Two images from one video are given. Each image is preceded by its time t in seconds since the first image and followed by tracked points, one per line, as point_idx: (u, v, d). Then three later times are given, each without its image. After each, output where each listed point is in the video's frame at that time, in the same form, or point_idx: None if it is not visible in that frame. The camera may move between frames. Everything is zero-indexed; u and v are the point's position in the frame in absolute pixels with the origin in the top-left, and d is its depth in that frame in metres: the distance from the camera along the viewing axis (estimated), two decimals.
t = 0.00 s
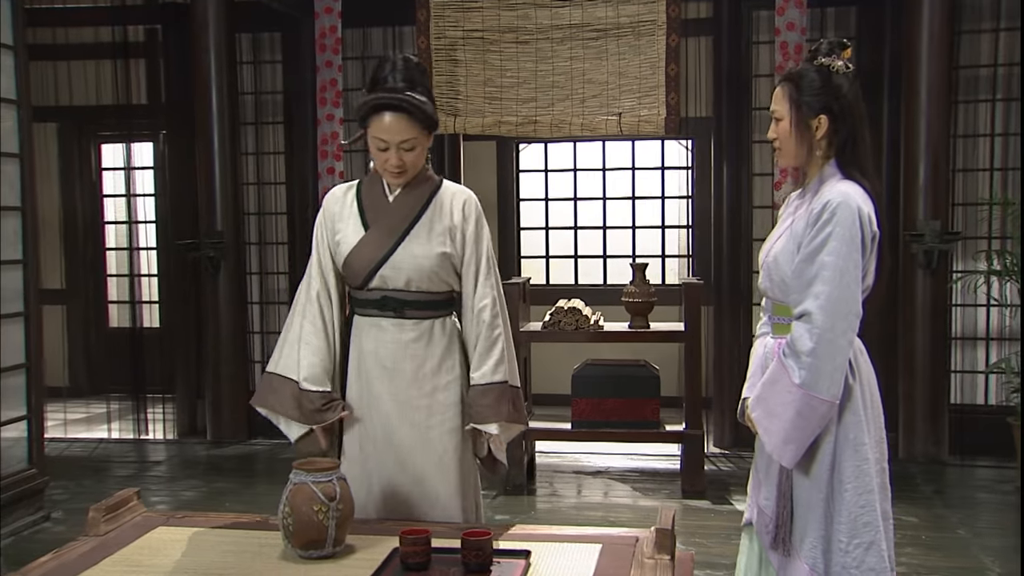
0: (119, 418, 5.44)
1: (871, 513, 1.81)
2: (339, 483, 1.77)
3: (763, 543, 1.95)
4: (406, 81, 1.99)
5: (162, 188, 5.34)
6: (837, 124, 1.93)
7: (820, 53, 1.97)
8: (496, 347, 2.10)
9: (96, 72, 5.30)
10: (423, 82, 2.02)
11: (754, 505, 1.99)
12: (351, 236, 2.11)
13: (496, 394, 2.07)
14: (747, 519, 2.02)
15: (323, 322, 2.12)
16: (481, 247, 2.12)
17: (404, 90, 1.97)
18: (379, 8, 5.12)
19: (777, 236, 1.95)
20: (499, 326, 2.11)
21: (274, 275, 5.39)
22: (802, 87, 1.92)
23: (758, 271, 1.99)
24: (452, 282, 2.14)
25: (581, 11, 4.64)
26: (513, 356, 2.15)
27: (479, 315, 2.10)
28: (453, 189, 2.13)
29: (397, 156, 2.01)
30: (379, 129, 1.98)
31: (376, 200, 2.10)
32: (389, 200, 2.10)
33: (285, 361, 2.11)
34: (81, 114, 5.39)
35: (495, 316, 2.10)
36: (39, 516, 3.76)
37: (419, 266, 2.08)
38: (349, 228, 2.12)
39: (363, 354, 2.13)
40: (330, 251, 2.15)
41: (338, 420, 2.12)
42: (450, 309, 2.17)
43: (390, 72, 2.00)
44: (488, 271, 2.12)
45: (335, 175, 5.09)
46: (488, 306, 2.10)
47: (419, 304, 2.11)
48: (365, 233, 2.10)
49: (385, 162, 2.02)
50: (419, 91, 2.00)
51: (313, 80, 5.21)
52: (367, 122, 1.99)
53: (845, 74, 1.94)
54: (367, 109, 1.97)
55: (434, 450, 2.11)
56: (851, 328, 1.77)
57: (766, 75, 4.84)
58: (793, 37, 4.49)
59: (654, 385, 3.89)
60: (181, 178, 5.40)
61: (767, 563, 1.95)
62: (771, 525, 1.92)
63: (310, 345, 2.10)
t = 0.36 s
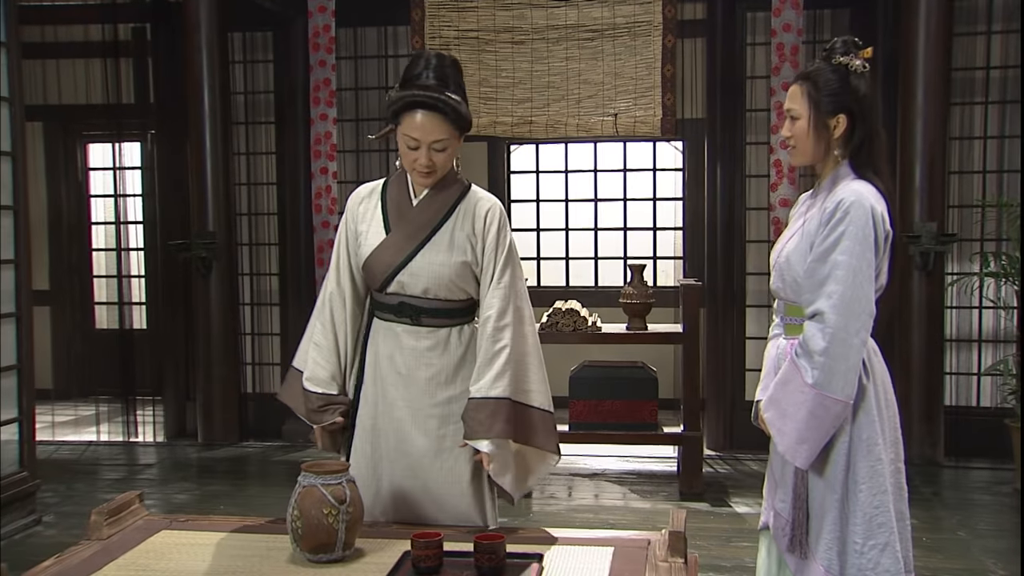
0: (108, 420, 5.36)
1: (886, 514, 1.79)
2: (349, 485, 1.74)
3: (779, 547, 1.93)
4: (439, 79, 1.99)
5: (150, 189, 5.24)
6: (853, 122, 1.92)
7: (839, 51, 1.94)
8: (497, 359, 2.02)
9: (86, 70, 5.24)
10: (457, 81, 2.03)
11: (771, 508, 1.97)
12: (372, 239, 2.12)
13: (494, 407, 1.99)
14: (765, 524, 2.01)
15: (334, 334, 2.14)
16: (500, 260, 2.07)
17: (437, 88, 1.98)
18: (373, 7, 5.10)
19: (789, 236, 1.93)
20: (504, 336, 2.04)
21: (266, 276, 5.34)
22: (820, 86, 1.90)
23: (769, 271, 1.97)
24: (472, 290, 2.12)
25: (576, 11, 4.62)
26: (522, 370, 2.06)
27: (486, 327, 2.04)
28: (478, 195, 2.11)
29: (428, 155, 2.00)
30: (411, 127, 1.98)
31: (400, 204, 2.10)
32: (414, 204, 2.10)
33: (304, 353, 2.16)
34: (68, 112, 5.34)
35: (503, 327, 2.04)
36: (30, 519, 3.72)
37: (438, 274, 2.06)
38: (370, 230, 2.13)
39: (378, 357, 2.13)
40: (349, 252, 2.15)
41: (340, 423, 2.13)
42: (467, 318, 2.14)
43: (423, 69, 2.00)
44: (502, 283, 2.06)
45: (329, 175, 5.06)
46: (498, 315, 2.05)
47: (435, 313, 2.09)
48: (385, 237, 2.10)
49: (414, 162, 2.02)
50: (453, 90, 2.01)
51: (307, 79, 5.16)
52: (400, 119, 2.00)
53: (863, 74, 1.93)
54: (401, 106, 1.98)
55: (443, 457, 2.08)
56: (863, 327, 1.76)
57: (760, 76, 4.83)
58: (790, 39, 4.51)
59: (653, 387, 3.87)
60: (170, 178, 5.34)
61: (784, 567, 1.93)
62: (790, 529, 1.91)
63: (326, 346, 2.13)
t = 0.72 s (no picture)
0: (94, 423, 5.30)
1: (900, 515, 1.80)
2: (353, 489, 1.71)
3: (789, 549, 1.93)
4: (440, 79, 1.96)
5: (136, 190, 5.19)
6: (864, 121, 1.92)
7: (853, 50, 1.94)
8: (496, 361, 1.99)
9: (72, 69, 5.18)
10: (458, 80, 1.99)
11: (778, 511, 1.97)
12: (370, 244, 2.08)
13: (493, 412, 1.96)
14: (769, 527, 2.01)
15: (341, 349, 2.09)
16: (498, 258, 2.04)
17: (439, 89, 1.94)
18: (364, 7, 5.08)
19: (800, 234, 1.95)
20: (502, 338, 2.01)
21: (255, 278, 5.30)
22: (832, 82, 1.90)
23: (777, 271, 1.99)
24: (471, 291, 2.08)
25: (569, 12, 4.61)
26: (522, 371, 2.04)
27: (484, 328, 2.01)
28: (476, 197, 2.08)
29: (428, 159, 1.97)
30: (412, 128, 1.95)
31: (397, 207, 2.07)
32: (412, 208, 2.06)
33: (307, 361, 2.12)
34: (53, 111, 5.28)
35: (502, 328, 2.01)
36: (18, 524, 3.67)
37: (439, 278, 2.03)
38: (368, 235, 2.09)
39: (379, 362, 2.10)
40: (348, 256, 2.11)
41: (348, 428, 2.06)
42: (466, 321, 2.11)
43: (425, 69, 1.97)
44: (499, 283, 2.03)
45: (320, 176, 5.02)
46: (497, 317, 2.02)
47: (437, 317, 2.07)
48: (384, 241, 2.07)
49: (414, 164, 1.98)
50: (454, 90, 1.97)
51: (297, 79, 5.12)
52: (400, 120, 1.96)
53: (876, 75, 1.93)
54: (400, 107, 1.94)
55: (447, 461, 2.06)
56: (876, 328, 1.77)
57: (752, 78, 4.84)
58: (782, 40, 4.51)
59: (647, 389, 3.88)
60: (155, 180, 5.24)
61: (794, 568, 1.93)
62: (800, 532, 1.91)
63: (326, 353, 2.07)
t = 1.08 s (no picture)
0: (80, 424, 5.24)
1: (900, 515, 1.79)
2: (352, 490, 1.69)
3: (789, 548, 1.93)
4: (421, 75, 1.90)
5: (120, 190, 5.13)
6: (863, 116, 1.91)
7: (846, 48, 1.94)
8: (491, 358, 1.98)
9: (56, 66, 5.11)
10: (440, 74, 1.93)
11: (778, 509, 1.97)
12: (358, 250, 2.02)
13: (490, 410, 1.96)
14: (769, 525, 2.02)
15: (327, 360, 1.99)
16: (489, 253, 2.03)
17: (423, 86, 1.89)
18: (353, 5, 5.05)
19: (801, 231, 1.94)
20: (496, 336, 2.00)
21: (244, 277, 5.26)
22: (829, 79, 1.89)
23: (778, 268, 1.99)
24: (463, 289, 2.05)
25: (559, 10, 4.59)
26: (518, 367, 2.03)
27: (478, 327, 2.00)
28: (461, 194, 2.05)
29: (415, 157, 1.93)
30: (398, 126, 1.90)
31: (384, 211, 2.01)
32: (398, 209, 2.01)
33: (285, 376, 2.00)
34: (37, 109, 5.21)
35: (496, 326, 2.00)
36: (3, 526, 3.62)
37: (433, 280, 2.00)
38: (355, 241, 2.03)
39: (372, 368, 2.06)
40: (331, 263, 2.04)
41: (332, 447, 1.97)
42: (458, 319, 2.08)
43: (405, 66, 1.90)
44: (490, 280, 2.02)
45: (309, 175, 4.99)
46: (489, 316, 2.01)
47: (432, 318, 2.04)
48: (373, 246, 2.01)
49: (401, 162, 1.94)
50: (437, 86, 1.91)
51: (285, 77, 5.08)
52: (385, 119, 1.91)
53: (871, 70, 1.93)
54: (385, 106, 1.89)
55: (445, 461, 2.06)
56: (877, 326, 1.76)
57: (743, 77, 4.83)
58: (773, 39, 4.51)
59: (640, 388, 3.88)
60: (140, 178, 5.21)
61: (794, 567, 1.93)
62: (800, 532, 1.90)
63: (315, 364, 1.98)
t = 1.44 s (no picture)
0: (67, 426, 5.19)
1: (900, 516, 1.79)
2: (350, 493, 1.67)
3: (788, 550, 1.93)
4: (417, 82, 1.86)
5: (107, 190, 5.13)
6: (861, 116, 1.91)
7: (845, 48, 1.94)
8: (483, 373, 1.94)
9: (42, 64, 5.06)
10: (436, 79, 1.89)
11: (778, 511, 1.97)
12: (349, 261, 1.98)
13: (482, 424, 1.90)
14: (769, 527, 2.02)
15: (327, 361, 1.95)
16: (480, 265, 1.99)
17: (420, 93, 1.85)
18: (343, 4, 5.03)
19: (800, 233, 1.93)
20: (489, 349, 1.96)
21: (233, 278, 5.23)
22: (827, 78, 1.89)
23: (777, 270, 1.98)
24: (453, 299, 2.02)
25: (551, 9, 4.58)
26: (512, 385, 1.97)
27: (471, 338, 1.96)
28: (454, 205, 2.00)
29: (415, 166, 1.87)
30: (396, 135, 1.85)
31: (376, 221, 1.97)
32: (390, 220, 1.97)
33: (280, 387, 1.94)
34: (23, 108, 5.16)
35: (488, 340, 1.96)
36: None
37: (424, 294, 1.97)
38: (346, 252, 1.98)
39: (361, 376, 2.03)
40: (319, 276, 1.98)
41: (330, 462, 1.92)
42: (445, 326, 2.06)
43: (400, 73, 1.87)
44: (482, 293, 1.98)
45: (298, 174, 4.96)
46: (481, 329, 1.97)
47: (423, 327, 2.01)
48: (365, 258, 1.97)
49: (399, 172, 1.88)
50: (434, 92, 1.87)
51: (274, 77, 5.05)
52: (382, 127, 1.87)
53: (869, 71, 1.93)
54: (381, 115, 1.85)
55: (436, 469, 2.03)
56: (876, 329, 1.75)
57: (734, 77, 4.83)
58: (765, 39, 4.52)
59: (632, 388, 3.87)
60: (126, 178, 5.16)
61: (793, 568, 1.93)
62: (799, 535, 1.90)
63: (317, 372, 1.93)
